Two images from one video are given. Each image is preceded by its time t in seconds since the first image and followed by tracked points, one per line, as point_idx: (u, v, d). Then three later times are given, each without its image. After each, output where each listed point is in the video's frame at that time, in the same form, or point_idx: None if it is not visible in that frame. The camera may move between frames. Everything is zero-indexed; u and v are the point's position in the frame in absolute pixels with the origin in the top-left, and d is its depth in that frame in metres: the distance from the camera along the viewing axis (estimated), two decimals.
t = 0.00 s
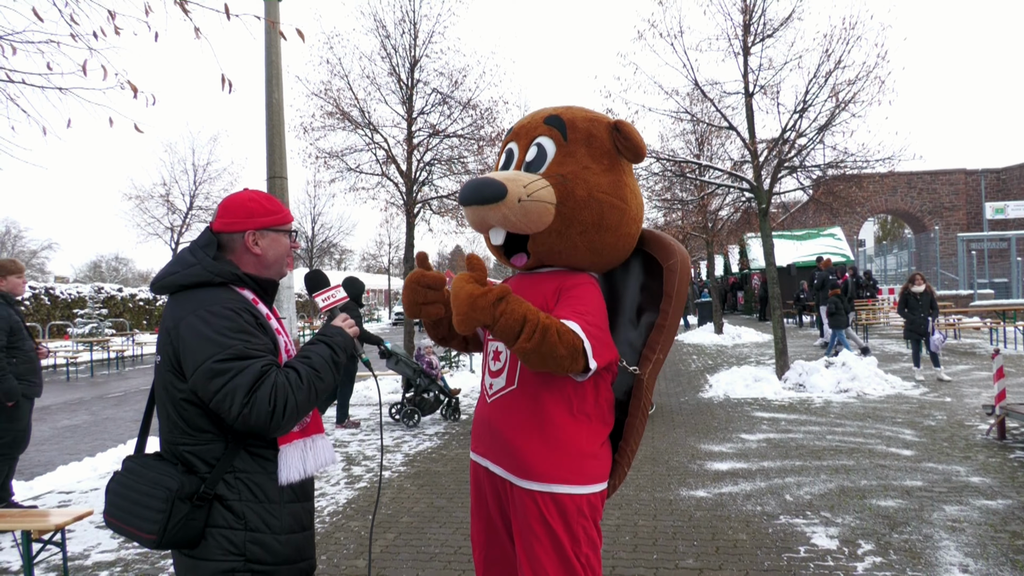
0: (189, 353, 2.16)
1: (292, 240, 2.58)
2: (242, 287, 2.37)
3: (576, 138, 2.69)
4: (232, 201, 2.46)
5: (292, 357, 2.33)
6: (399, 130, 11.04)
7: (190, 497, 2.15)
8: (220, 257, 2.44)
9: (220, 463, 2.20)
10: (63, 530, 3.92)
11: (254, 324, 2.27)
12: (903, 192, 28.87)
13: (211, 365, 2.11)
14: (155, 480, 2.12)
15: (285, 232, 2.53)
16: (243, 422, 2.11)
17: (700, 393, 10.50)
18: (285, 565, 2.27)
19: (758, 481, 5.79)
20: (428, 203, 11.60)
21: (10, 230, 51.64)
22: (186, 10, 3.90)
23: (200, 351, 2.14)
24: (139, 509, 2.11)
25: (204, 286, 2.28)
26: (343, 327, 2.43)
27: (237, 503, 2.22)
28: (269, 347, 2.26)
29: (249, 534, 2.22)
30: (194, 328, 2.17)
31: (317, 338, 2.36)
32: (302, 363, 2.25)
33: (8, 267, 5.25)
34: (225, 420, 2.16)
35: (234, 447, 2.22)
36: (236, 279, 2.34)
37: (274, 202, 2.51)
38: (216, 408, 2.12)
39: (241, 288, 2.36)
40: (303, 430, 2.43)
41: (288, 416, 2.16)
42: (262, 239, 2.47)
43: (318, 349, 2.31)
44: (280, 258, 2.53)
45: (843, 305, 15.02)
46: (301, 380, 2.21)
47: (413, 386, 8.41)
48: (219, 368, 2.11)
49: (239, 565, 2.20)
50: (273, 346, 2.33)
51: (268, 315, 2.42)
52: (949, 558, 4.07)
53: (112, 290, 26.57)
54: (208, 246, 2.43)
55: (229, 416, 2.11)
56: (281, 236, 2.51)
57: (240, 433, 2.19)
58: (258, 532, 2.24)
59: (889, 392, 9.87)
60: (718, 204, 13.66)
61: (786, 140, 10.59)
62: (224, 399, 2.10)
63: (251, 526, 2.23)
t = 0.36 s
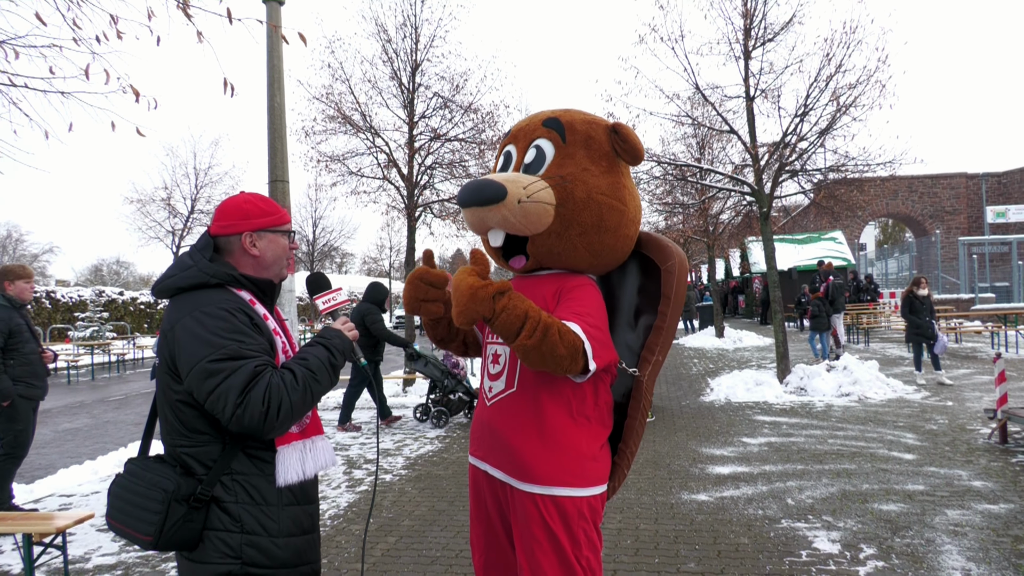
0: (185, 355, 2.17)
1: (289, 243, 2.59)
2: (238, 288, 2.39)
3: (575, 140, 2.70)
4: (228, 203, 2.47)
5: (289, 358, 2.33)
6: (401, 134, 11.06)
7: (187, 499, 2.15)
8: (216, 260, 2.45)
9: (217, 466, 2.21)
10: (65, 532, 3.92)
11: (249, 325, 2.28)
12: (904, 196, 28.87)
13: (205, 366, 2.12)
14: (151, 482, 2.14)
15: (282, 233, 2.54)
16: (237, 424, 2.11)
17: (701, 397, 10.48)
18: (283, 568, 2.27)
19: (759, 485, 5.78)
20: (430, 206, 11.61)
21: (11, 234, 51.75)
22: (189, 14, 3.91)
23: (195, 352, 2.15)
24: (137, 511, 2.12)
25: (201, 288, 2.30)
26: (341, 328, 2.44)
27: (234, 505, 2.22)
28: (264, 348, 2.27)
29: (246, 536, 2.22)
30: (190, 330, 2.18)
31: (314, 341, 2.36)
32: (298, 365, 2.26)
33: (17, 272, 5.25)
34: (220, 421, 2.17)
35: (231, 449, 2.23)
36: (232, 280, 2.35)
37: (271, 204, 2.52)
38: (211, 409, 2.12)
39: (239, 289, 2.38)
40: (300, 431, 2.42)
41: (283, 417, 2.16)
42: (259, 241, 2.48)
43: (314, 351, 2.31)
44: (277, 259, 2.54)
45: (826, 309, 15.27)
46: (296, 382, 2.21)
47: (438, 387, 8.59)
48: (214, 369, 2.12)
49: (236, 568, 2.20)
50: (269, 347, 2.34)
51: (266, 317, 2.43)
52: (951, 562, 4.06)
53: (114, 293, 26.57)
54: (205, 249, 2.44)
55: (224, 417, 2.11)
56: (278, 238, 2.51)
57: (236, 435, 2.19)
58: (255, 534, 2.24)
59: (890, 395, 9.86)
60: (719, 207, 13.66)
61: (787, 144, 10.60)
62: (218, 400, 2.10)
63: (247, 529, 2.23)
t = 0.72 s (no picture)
0: (191, 352, 2.17)
1: (304, 249, 2.60)
2: (248, 290, 2.39)
3: (585, 141, 2.70)
4: (247, 208, 2.49)
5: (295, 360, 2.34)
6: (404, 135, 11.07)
7: (190, 496, 2.16)
8: (229, 261, 2.46)
9: (220, 464, 2.21)
10: (66, 532, 3.93)
11: (256, 325, 2.28)
12: (907, 199, 28.80)
13: (211, 364, 2.12)
14: (155, 477, 2.14)
15: (298, 241, 2.54)
16: (241, 423, 2.12)
17: (704, 400, 10.47)
18: (281, 568, 2.26)
19: (761, 488, 5.77)
20: (432, 208, 11.61)
21: (15, 233, 51.88)
22: (193, 14, 3.92)
23: (201, 350, 2.15)
24: (139, 506, 2.12)
25: (211, 288, 2.30)
26: (346, 333, 2.43)
27: (235, 504, 2.22)
28: (270, 348, 2.27)
29: (245, 536, 2.22)
30: (198, 328, 2.19)
31: (320, 344, 2.36)
32: (303, 367, 2.26)
33: (22, 272, 5.27)
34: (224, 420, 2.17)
35: (235, 448, 2.23)
36: (242, 282, 2.36)
37: (289, 212, 2.53)
38: (215, 407, 2.12)
39: (248, 289, 2.38)
40: (304, 433, 2.42)
41: (286, 417, 2.16)
42: (274, 246, 2.48)
43: (320, 354, 2.31)
44: (292, 265, 2.54)
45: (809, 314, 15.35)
46: (301, 383, 2.21)
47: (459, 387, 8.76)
48: (221, 368, 2.12)
49: (234, 567, 2.19)
50: (275, 347, 2.34)
51: (274, 319, 2.44)
52: (953, 567, 4.04)
53: (117, 293, 26.61)
54: (220, 249, 2.45)
55: (228, 415, 2.11)
56: (293, 244, 2.52)
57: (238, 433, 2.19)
58: (254, 534, 2.23)
59: (893, 399, 9.84)
60: (722, 210, 13.64)
61: (790, 147, 10.58)
62: (224, 399, 2.10)
63: (247, 528, 2.23)
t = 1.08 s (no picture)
0: (208, 344, 2.21)
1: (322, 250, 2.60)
2: (266, 288, 2.40)
3: (575, 140, 2.70)
4: (267, 209, 2.50)
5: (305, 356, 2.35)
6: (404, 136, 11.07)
7: (197, 480, 2.18)
8: (250, 261, 2.48)
9: (228, 452, 2.23)
10: (64, 531, 3.93)
11: (271, 322, 2.30)
12: (907, 202, 28.85)
13: (226, 356, 2.16)
14: (166, 460, 2.18)
15: (315, 241, 2.54)
16: (250, 413, 2.13)
17: (702, 401, 10.48)
18: (280, 558, 2.25)
19: (759, 490, 5.78)
20: (432, 208, 11.62)
21: (15, 231, 51.88)
22: (194, 14, 3.93)
23: (217, 342, 2.19)
24: (150, 487, 2.16)
25: (231, 285, 2.33)
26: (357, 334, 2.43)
27: (240, 491, 2.23)
28: (283, 344, 2.28)
29: (247, 523, 2.22)
30: (215, 322, 2.22)
31: (330, 342, 2.36)
32: (311, 362, 2.27)
33: (25, 270, 5.26)
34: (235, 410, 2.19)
35: (244, 437, 2.25)
36: (261, 280, 2.37)
37: (306, 213, 2.54)
38: (227, 397, 2.15)
39: (266, 288, 2.39)
40: (312, 428, 2.43)
41: (293, 411, 2.17)
42: (293, 246, 2.48)
43: (329, 351, 2.32)
44: (311, 265, 2.54)
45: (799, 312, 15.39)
46: (308, 377, 2.21)
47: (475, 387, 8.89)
48: (235, 360, 2.15)
49: (234, 553, 2.20)
50: (288, 344, 2.35)
51: (289, 318, 2.44)
52: (951, 570, 4.05)
53: (116, 291, 26.60)
54: (241, 250, 2.48)
55: (238, 406, 2.14)
56: (311, 245, 2.52)
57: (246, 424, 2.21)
58: (256, 521, 2.23)
59: (891, 402, 9.85)
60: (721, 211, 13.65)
61: (790, 150, 10.60)
62: (235, 389, 2.13)
63: (250, 516, 2.23)
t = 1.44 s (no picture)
0: (218, 345, 2.22)
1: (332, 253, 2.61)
2: (276, 290, 2.41)
3: (578, 145, 2.71)
4: (278, 213, 2.51)
5: (314, 357, 2.35)
6: (409, 138, 11.10)
7: (207, 477, 2.20)
8: (261, 263, 2.49)
9: (237, 450, 2.24)
10: (69, 532, 3.93)
11: (281, 324, 2.31)
12: (912, 206, 28.78)
13: (234, 356, 2.17)
14: (177, 456, 2.22)
15: (326, 244, 2.55)
16: (258, 413, 2.14)
17: (706, 405, 10.46)
18: (287, 555, 2.25)
19: (763, 494, 5.76)
20: (436, 211, 11.63)
21: (19, 233, 52.14)
22: (201, 17, 3.96)
23: (227, 344, 2.20)
24: (162, 482, 2.20)
25: (242, 286, 2.34)
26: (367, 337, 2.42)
27: (249, 488, 2.24)
28: (292, 346, 2.29)
29: (255, 519, 2.23)
30: (225, 323, 2.24)
31: (339, 344, 2.36)
32: (319, 364, 2.27)
33: (24, 272, 5.28)
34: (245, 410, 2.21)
35: (253, 436, 2.26)
36: (271, 282, 2.39)
37: (318, 217, 2.54)
38: (237, 397, 2.16)
39: (276, 291, 2.40)
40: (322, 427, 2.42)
41: (300, 411, 2.17)
42: (304, 249, 2.50)
43: (337, 353, 2.32)
44: (322, 268, 2.55)
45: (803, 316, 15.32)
46: (316, 378, 2.22)
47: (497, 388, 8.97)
48: (243, 361, 2.16)
49: (242, 548, 2.21)
50: (298, 345, 2.35)
51: (300, 321, 2.45)
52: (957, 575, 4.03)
53: (120, 293, 26.68)
54: (252, 253, 2.49)
55: (247, 405, 2.15)
56: (322, 248, 2.53)
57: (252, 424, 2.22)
58: (263, 518, 2.24)
59: (896, 406, 9.82)
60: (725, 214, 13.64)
61: (794, 153, 10.58)
62: (244, 389, 2.14)
63: (257, 513, 2.24)
